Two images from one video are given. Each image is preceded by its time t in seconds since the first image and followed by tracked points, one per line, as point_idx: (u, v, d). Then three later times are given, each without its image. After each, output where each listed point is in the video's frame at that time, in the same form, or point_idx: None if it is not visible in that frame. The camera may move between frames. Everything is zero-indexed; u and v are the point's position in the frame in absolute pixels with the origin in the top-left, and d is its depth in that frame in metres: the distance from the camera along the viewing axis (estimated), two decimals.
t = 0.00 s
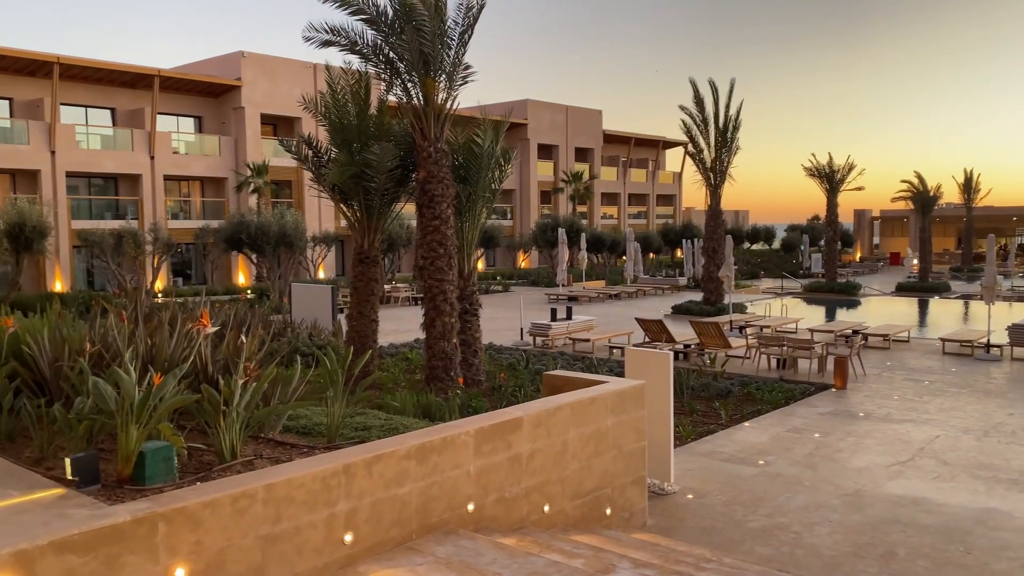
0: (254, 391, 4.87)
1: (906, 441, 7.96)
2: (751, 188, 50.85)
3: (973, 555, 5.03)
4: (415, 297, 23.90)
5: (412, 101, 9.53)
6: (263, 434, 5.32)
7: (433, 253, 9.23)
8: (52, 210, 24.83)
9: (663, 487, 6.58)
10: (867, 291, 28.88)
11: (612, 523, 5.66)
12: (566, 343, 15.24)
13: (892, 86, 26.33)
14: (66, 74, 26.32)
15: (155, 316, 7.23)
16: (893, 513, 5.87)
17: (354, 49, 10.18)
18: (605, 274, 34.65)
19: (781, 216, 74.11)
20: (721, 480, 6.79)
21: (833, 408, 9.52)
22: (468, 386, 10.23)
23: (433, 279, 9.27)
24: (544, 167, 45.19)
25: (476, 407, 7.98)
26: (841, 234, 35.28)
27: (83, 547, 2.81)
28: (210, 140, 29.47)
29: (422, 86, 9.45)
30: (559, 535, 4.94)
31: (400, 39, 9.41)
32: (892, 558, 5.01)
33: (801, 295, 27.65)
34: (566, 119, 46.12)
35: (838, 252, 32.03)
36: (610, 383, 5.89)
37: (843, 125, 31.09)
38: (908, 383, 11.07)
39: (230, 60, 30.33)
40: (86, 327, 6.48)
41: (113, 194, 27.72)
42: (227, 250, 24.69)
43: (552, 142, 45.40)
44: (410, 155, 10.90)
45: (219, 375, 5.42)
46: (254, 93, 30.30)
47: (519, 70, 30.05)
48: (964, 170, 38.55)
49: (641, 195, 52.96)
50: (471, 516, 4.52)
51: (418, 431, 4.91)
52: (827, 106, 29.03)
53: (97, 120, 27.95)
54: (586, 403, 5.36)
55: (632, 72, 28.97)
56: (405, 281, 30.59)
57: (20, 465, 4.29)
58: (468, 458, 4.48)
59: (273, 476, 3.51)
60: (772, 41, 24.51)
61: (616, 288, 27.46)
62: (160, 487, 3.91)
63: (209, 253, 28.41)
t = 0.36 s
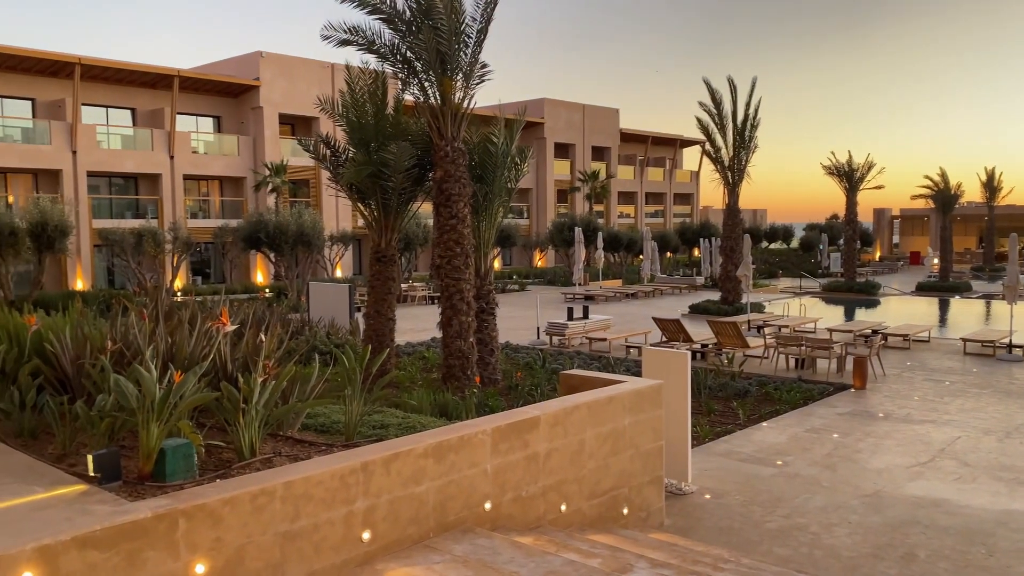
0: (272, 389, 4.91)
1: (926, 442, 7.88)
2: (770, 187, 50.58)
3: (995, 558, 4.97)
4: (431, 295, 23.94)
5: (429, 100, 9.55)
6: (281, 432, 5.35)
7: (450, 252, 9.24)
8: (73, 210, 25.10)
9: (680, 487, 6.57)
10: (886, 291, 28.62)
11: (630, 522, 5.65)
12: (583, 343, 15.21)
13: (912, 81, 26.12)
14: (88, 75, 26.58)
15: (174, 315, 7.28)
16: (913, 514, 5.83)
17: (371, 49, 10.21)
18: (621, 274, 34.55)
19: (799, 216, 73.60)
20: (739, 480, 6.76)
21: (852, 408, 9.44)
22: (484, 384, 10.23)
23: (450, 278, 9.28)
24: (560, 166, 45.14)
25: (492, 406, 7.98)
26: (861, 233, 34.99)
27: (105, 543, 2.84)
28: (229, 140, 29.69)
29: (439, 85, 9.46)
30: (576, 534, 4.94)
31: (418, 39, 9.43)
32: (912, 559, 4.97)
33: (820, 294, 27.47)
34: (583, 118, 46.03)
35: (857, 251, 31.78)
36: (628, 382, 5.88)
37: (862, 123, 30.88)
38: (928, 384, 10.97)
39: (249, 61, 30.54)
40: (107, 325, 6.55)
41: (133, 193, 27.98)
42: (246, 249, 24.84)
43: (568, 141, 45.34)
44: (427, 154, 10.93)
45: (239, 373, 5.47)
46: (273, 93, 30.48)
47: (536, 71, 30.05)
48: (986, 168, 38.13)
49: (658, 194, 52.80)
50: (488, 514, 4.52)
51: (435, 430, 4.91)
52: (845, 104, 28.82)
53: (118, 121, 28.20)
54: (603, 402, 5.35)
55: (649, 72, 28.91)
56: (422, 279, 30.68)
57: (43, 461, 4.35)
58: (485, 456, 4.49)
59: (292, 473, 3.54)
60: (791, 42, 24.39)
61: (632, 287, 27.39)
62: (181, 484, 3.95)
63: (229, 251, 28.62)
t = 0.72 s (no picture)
0: (292, 387, 4.95)
1: (947, 442, 7.81)
2: (788, 185, 50.25)
3: (1018, 560, 4.93)
4: (448, 294, 23.99)
5: (447, 99, 9.59)
6: (301, 430, 5.39)
7: (467, 250, 9.27)
8: (95, 209, 25.36)
9: (699, 487, 6.54)
10: (906, 290, 28.36)
11: (648, 522, 5.64)
12: (600, 342, 15.19)
13: (933, 74, 25.92)
14: (110, 75, 26.86)
15: (195, 313, 7.35)
16: (933, 515, 5.78)
17: (389, 48, 10.26)
18: (639, 272, 34.48)
19: (819, 215, 73.07)
20: (757, 480, 6.73)
21: (872, 408, 9.37)
22: (501, 383, 10.22)
23: (468, 276, 9.30)
24: (578, 165, 45.08)
25: (509, 406, 7.99)
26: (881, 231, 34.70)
27: (127, 539, 2.87)
28: (248, 140, 29.90)
29: (456, 84, 9.49)
30: (594, 533, 4.93)
31: (435, 38, 9.46)
32: (933, 561, 4.93)
33: (839, 293, 27.27)
34: (600, 117, 45.95)
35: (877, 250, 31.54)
36: (646, 381, 5.88)
37: (882, 121, 30.64)
38: (950, 384, 10.86)
39: (268, 61, 30.75)
40: (130, 323, 6.61)
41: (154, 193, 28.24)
42: (265, 248, 25.00)
43: (585, 140, 45.29)
44: (444, 154, 10.96)
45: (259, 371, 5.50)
46: (292, 93, 30.67)
47: (552, 71, 30.08)
48: (1008, 166, 37.73)
49: (676, 193, 52.62)
50: (506, 513, 4.53)
51: (453, 428, 4.94)
52: (865, 102, 28.61)
53: (138, 121, 28.48)
54: (621, 401, 5.34)
55: (666, 72, 28.85)
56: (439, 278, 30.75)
57: (67, 458, 4.40)
58: (504, 455, 4.50)
59: (312, 470, 3.57)
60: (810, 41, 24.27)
61: (650, 286, 27.33)
62: (202, 480, 3.99)
63: (247, 250, 28.81)
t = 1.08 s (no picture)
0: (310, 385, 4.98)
1: (969, 442, 7.73)
2: (806, 183, 49.90)
3: None
4: (465, 293, 24.02)
5: (463, 98, 9.61)
6: (319, 428, 5.41)
7: (483, 249, 9.28)
8: (115, 209, 25.58)
9: (716, 486, 6.53)
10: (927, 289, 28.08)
11: (665, 522, 5.63)
12: (616, 341, 15.16)
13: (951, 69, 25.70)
14: (130, 76, 27.07)
15: (214, 312, 7.41)
16: (954, 516, 5.72)
17: (406, 48, 10.30)
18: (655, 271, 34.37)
19: (837, 215, 72.54)
20: (775, 480, 6.69)
21: (892, 408, 9.30)
22: (518, 382, 10.21)
23: (484, 276, 9.31)
24: (594, 163, 44.98)
25: (526, 404, 7.99)
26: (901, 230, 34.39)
27: (150, 534, 2.90)
28: (266, 139, 30.07)
29: (473, 83, 9.51)
30: (611, 532, 4.93)
31: (452, 37, 9.47)
32: (954, 562, 4.89)
33: (858, 292, 27.06)
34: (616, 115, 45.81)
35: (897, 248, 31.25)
36: (663, 381, 5.86)
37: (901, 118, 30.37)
38: (971, 384, 10.75)
39: (285, 61, 30.89)
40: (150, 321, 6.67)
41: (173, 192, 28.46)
42: (283, 247, 25.15)
43: (601, 138, 45.19)
44: (461, 153, 10.98)
45: (278, 369, 5.54)
46: (309, 93, 30.81)
47: (569, 71, 30.03)
48: None
49: (693, 191, 52.39)
50: (523, 511, 4.54)
51: (470, 426, 4.95)
52: (884, 99, 28.38)
53: (157, 121, 28.70)
54: (638, 400, 5.33)
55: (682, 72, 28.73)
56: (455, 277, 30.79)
57: (89, 454, 4.45)
58: (521, 453, 4.50)
59: (330, 468, 3.59)
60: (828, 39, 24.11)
61: (666, 285, 27.23)
62: (222, 478, 4.02)
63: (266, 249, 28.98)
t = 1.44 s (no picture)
0: (328, 382, 5.00)
1: (989, 443, 7.66)
2: (825, 181, 49.51)
3: None
4: (481, 292, 24.05)
5: (479, 96, 9.61)
6: (336, 425, 5.44)
7: (499, 247, 9.28)
8: (134, 208, 25.80)
9: (733, 485, 6.50)
10: (946, 288, 27.81)
11: (681, 520, 5.61)
12: (633, 340, 15.12)
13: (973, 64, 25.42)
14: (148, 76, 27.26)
15: (233, 309, 7.46)
16: (974, 517, 5.67)
17: (422, 46, 10.32)
18: (671, 270, 34.25)
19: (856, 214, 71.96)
20: (793, 479, 6.66)
21: (911, 408, 9.23)
22: (534, 381, 10.19)
23: (500, 274, 9.31)
24: (610, 161, 44.88)
25: (541, 402, 8.00)
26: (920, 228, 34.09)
27: (169, 531, 2.93)
28: (283, 138, 30.21)
29: (489, 82, 9.51)
30: (628, 531, 4.92)
31: (468, 35, 9.47)
32: (974, 563, 4.84)
33: (876, 291, 26.85)
34: (632, 113, 45.69)
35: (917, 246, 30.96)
36: (680, 380, 5.84)
37: (921, 115, 30.06)
38: (991, 383, 10.63)
39: (302, 61, 31.03)
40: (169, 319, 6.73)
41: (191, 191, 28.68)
42: (300, 246, 25.28)
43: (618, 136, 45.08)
44: (477, 151, 10.98)
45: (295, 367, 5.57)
46: (325, 92, 30.92)
47: (585, 68, 29.96)
48: None
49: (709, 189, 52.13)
50: (539, 509, 4.54)
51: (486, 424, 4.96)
52: (903, 95, 28.12)
53: (175, 120, 28.90)
54: (655, 399, 5.31)
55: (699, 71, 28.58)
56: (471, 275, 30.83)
57: (109, 451, 4.49)
58: (537, 452, 4.50)
59: (347, 465, 3.61)
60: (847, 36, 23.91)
61: (683, 284, 27.15)
62: (240, 474, 4.05)
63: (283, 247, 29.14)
